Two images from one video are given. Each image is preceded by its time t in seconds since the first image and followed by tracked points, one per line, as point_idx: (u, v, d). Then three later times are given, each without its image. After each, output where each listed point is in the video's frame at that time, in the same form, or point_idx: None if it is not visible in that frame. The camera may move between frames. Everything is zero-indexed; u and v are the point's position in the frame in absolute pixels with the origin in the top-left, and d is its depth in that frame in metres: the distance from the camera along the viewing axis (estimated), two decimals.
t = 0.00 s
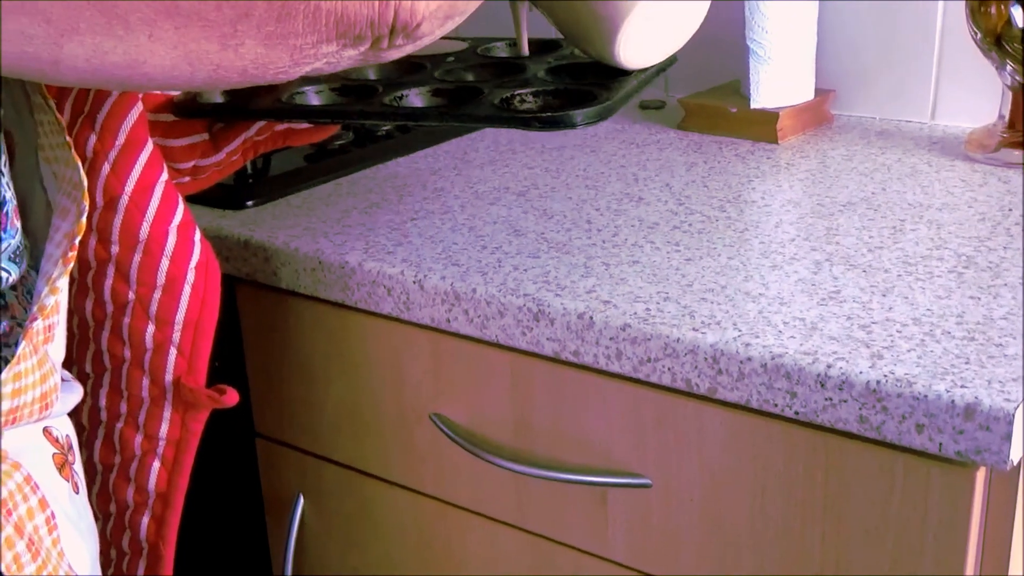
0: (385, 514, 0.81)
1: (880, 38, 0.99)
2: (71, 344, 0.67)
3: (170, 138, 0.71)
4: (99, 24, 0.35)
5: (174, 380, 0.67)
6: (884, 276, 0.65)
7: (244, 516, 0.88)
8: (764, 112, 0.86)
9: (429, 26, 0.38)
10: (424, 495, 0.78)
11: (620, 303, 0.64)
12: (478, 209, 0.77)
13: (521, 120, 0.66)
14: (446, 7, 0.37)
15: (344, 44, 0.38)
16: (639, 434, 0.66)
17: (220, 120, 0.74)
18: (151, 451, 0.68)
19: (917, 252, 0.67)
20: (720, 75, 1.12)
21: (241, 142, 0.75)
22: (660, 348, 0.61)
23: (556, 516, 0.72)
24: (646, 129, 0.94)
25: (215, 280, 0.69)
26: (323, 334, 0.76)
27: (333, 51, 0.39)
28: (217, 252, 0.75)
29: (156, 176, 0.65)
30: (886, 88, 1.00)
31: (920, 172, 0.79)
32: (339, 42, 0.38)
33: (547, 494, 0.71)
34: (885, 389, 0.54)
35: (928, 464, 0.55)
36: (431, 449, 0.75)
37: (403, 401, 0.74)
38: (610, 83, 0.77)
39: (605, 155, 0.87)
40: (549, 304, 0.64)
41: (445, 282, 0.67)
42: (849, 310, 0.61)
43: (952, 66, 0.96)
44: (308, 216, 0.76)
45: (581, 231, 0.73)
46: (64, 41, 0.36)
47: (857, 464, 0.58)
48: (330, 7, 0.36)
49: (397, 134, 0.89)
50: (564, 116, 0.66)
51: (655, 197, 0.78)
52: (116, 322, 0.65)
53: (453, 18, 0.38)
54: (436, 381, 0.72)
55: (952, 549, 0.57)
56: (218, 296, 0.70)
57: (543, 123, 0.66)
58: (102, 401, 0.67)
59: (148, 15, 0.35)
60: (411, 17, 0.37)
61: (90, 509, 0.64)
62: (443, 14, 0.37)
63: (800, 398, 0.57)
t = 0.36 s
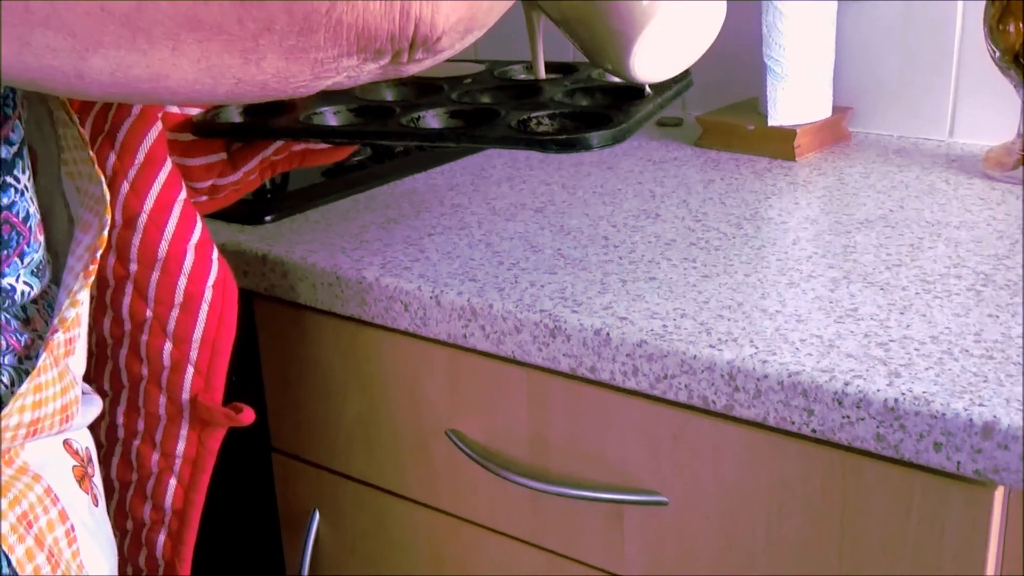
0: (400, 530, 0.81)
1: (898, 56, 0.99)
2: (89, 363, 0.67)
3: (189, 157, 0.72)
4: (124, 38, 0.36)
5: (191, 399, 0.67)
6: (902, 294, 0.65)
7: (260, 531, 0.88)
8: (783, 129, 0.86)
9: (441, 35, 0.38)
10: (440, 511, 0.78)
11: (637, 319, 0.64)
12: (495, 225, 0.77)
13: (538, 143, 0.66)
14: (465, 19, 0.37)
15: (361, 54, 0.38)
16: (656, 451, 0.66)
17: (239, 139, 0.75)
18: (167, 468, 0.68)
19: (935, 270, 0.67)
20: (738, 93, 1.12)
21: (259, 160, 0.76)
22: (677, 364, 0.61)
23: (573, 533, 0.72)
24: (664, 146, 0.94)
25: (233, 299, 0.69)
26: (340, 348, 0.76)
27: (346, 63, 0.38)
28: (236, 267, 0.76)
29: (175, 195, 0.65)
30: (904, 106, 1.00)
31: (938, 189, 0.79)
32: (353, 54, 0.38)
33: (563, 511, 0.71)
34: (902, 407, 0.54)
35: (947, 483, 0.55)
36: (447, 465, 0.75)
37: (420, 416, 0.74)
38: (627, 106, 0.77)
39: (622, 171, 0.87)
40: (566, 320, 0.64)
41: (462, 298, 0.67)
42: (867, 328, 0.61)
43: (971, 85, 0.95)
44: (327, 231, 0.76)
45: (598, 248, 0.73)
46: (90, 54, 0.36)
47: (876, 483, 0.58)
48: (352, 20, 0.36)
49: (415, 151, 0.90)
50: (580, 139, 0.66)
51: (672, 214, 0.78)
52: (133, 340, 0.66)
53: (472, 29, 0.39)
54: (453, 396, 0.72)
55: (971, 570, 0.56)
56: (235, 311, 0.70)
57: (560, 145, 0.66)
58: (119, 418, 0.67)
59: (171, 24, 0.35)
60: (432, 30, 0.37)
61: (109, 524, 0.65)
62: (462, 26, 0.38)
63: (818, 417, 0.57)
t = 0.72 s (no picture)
0: None
1: (913, 108, 1.00)
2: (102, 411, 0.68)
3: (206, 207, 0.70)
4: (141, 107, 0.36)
5: (206, 445, 0.68)
6: (917, 343, 0.65)
7: None
8: (797, 179, 0.87)
9: (427, 148, 0.36)
10: (454, 560, 0.77)
11: (652, 367, 0.64)
12: (510, 273, 0.77)
13: (553, 189, 0.67)
14: (461, 141, 0.37)
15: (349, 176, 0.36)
16: (671, 500, 0.65)
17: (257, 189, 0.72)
18: (180, 516, 0.69)
19: (951, 319, 0.67)
20: (753, 144, 1.13)
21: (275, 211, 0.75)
22: (691, 413, 0.61)
23: None
24: (678, 195, 0.95)
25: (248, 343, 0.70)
26: (354, 397, 0.76)
27: (339, 169, 0.36)
28: (251, 313, 0.76)
29: (193, 242, 0.66)
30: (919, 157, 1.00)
31: (953, 238, 0.79)
32: (332, 157, 0.35)
33: (577, 559, 0.71)
34: (919, 456, 0.54)
35: (964, 533, 0.55)
36: (461, 513, 0.75)
37: (434, 463, 0.74)
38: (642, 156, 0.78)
39: (636, 221, 0.87)
40: (580, 368, 0.64)
41: (476, 345, 0.68)
42: (883, 377, 0.61)
43: (985, 136, 0.96)
44: (341, 278, 0.77)
45: (612, 296, 0.73)
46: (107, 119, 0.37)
47: (892, 532, 0.57)
48: (340, 128, 0.34)
49: (429, 200, 0.90)
50: (594, 185, 0.67)
51: (686, 262, 0.78)
52: (149, 387, 0.66)
53: (480, 112, 0.36)
54: (467, 444, 0.72)
55: None
56: (251, 361, 0.71)
57: (575, 192, 0.66)
58: (133, 466, 0.69)
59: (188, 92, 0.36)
60: (426, 147, 0.36)
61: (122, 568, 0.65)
62: (457, 143, 0.37)
63: (834, 465, 0.57)
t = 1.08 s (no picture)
0: None
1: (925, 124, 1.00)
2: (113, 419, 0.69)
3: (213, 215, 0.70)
4: (145, 145, 0.36)
5: (217, 451, 0.68)
6: (925, 360, 0.65)
7: None
8: (804, 195, 0.87)
9: (438, 163, 0.41)
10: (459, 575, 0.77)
11: (659, 382, 0.64)
12: (517, 287, 0.77)
13: (561, 193, 0.68)
14: (470, 147, 0.42)
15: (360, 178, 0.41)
16: (678, 515, 0.65)
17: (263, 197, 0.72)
18: (192, 521, 0.69)
19: (959, 335, 0.67)
20: (762, 158, 1.13)
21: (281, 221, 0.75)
22: (699, 428, 0.61)
23: None
24: (685, 210, 0.95)
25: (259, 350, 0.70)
26: (361, 410, 0.76)
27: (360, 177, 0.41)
28: (258, 326, 0.76)
29: (204, 250, 0.66)
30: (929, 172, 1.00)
31: (962, 255, 0.78)
32: (353, 168, 0.40)
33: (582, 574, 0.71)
34: (927, 474, 0.53)
35: (973, 552, 0.54)
36: (466, 527, 0.75)
37: (441, 477, 0.74)
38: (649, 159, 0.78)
39: (644, 235, 0.87)
40: (587, 382, 0.64)
41: (483, 359, 0.68)
42: (891, 394, 0.61)
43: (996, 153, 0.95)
44: (348, 290, 0.77)
45: (619, 310, 0.73)
46: (114, 155, 0.36)
47: (900, 550, 0.57)
48: (359, 143, 0.38)
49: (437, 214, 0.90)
50: (603, 187, 0.67)
51: (694, 277, 0.78)
52: (160, 394, 0.67)
53: (491, 119, 0.40)
54: (473, 459, 0.72)
55: None
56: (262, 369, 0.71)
57: (583, 196, 0.67)
58: (144, 473, 0.69)
59: (193, 128, 0.36)
60: (439, 156, 0.41)
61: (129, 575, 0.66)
62: (467, 151, 0.42)
63: (841, 482, 0.57)
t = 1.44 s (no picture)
0: None
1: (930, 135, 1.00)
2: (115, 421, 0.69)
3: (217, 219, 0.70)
4: (161, 127, 0.36)
5: (219, 453, 0.68)
6: (930, 370, 0.64)
7: None
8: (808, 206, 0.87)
9: (462, 131, 0.39)
10: None
11: (662, 391, 0.64)
12: (521, 295, 0.77)
13: (562, 200, 0.68)
14: (491, 121, 0.39)
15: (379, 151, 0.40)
16: (680, 524, 0.65)
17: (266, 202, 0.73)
18: (194, 523, 0.69)
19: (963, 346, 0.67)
20: (766, 169, 1.12)
21: (283, 224, 0.75)
22: (702, 438, 0.61)
23: None
24: (689, 220, 0.94)
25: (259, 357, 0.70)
26: (363, 419, 0.76)
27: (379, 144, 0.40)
28: (262, 332, 0.76)
29: (206, 256, 0.66)
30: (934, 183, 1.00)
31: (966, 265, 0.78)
32: (370, 135, 0.39)
33: None
34: (932, 485, 0.53)
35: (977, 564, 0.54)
36: (468, 535, 0.74)
37: (442, 485, 0.74)
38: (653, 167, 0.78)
39: (648, 244, 0.87)
40: (590, 392, 0.64)
41: (487, 367, 0.67)
42: (895, 405, 0.61)
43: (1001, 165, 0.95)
44: (352, 297, 0.77)
45: (623, 319, 0.73)
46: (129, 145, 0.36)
47: (903, 562, 0.57)
48: (376, 109, 0.37)
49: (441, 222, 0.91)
50: (604, 195, 0.67)
51: (698, 286, 0.78)
52: (163, 397, 0.67)
53: (513, 90, 0.38)
54: (475, 467, 0.72)
55: None
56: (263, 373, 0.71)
57: (585, 203, 0.67)
58: (146, 475, 0.69)
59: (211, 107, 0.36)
60: (458, 128, 0.39)
61: None
62: (491, 125, 0.39)
63: (845, 493, 0.56)
